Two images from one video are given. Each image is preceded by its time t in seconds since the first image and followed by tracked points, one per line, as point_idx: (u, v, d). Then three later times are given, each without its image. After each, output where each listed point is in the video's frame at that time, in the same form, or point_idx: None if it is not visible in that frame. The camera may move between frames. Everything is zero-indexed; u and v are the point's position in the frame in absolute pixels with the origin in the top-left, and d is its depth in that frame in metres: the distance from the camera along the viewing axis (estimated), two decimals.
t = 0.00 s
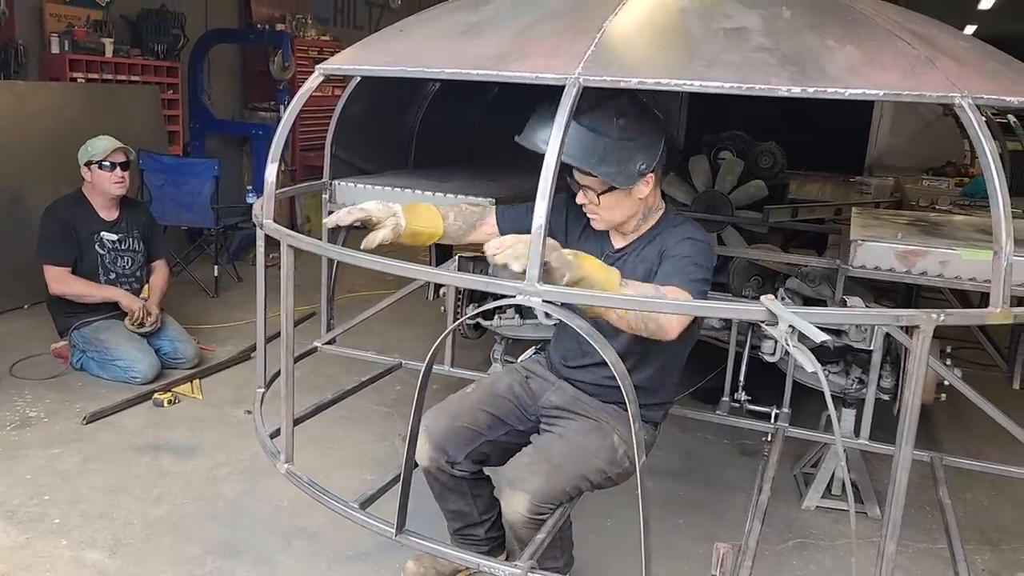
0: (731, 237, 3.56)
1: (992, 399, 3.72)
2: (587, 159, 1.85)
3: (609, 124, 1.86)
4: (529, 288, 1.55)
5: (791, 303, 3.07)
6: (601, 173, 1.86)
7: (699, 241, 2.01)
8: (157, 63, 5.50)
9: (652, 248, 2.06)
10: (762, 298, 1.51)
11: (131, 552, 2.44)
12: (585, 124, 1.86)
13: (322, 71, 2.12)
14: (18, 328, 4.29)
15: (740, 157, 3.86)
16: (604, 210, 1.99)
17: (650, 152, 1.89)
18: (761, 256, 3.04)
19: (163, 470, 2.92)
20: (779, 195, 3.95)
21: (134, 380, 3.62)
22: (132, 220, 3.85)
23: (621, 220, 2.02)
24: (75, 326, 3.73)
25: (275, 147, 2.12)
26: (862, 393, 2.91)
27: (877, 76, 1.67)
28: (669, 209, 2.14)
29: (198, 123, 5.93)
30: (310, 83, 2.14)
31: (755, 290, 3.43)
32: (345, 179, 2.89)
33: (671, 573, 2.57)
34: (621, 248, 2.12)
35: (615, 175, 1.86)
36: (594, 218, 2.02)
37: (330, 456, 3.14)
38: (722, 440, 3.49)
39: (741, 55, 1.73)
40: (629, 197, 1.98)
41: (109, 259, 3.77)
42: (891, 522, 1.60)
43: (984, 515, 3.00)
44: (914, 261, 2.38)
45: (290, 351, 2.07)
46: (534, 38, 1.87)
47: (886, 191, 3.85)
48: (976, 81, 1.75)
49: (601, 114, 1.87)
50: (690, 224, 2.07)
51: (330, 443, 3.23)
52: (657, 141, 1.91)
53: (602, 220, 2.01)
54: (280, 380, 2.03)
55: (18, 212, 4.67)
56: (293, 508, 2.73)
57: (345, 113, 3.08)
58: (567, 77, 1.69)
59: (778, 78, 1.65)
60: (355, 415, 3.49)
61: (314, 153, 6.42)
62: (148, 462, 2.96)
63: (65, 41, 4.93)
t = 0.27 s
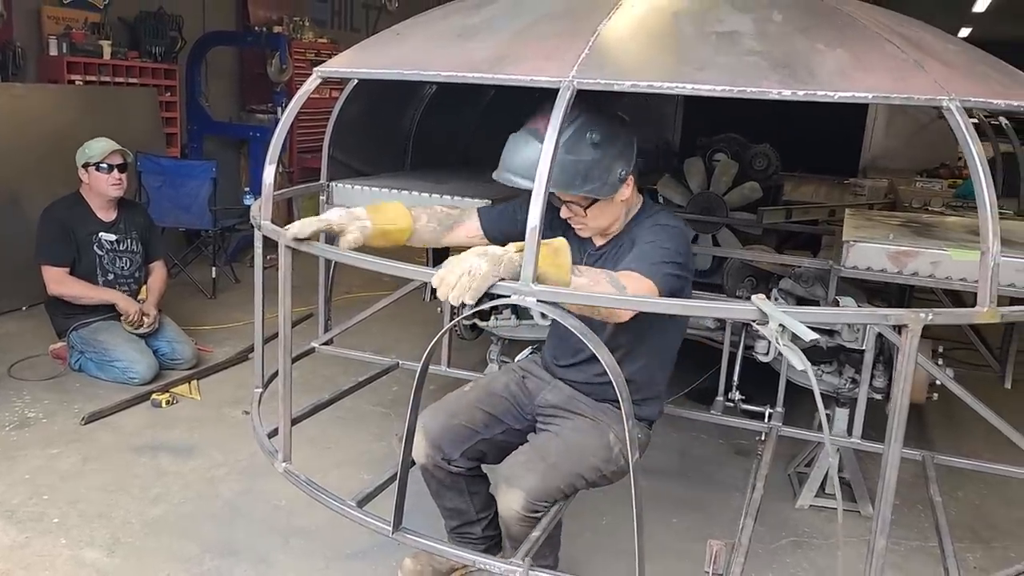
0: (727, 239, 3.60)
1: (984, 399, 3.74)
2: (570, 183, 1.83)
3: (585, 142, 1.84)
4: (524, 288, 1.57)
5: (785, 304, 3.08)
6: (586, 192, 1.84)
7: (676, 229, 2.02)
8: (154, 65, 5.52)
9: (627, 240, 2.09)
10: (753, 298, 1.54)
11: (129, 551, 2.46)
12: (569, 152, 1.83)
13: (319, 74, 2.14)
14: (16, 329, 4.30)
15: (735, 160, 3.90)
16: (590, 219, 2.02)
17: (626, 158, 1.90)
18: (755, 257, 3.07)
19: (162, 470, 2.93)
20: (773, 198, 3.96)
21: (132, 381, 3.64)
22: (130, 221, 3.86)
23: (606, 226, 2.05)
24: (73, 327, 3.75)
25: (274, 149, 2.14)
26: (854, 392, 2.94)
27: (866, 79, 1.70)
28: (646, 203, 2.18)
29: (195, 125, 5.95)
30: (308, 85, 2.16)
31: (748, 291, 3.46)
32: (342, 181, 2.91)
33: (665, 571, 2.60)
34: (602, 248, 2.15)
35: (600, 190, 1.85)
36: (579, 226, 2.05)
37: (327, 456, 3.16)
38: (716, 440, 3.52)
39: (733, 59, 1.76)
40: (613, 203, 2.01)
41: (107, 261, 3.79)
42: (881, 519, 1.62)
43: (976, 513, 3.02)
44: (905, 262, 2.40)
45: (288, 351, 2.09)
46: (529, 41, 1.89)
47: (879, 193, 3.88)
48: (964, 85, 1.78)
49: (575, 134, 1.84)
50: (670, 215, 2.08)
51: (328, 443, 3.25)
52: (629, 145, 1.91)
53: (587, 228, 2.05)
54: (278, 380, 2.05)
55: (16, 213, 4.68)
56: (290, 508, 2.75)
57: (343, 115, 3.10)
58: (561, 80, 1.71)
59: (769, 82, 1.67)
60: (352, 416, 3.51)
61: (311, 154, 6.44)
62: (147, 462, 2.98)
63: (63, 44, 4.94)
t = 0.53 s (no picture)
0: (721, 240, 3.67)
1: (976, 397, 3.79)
2: (564, 208, 1.86)
3: (574, 164, 1.87)
4: (520, 286, 1.62)
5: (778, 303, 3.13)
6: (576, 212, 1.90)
7: (639, 215, 2.10)
8: (153, 67, 5.55)
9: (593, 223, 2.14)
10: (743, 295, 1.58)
11: (132, 547, 2.50)
12: (559, 181, 1.85)
13: (319, 77, 2.18)
14: (17, 330, 4.34)
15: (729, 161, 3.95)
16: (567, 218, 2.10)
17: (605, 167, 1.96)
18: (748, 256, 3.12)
19: (163, 468, 2.97)
20: (767, 199, 3.98)
21: (133, 381, 3.67)
22: (130, 222, 3.89)
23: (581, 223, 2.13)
24: (74, 327, 3.78)
25: (274, 151, 2.18)
26: (846, 389, 3.00)
27: (853, 82, 1.74)
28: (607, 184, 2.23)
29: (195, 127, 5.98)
30: (308, 88, 2.20)
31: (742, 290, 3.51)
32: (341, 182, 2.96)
33: (660, 566, 2.64)
34: (568, 236, 2.20)
35: (586, 206, 1.92)
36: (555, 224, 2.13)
37: (326, 454, 3.20)
38: (711, 438, 3.56)
39: (724, 62, 1.80)
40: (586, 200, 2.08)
41: (108, 261, 3.83)
42: (869, 511, 1.67)
43: (966, 509, 3.07)
44: (895, 261, 2.45)
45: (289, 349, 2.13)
46: (525, 45, 1.93)
47: (872, 194, 3.91)
48: (950, 88, 1.83)
49: (565, 159, 1.86)
50: (633, 196, 2.13)
51: (327, 441, 3.29)
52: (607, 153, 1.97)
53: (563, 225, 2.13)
54: (279, 377, 2.09)
55: (17, 214, 4.72)
56: (290, 504, 2.78)
57: (342, 117, 3.15)
58: (556, 83, 1.76)
59: (758, 85, 1.72)
60: (351, 414, 3.54)
61: (310, 156, 6.47)
62: (148, 460, 3.02)
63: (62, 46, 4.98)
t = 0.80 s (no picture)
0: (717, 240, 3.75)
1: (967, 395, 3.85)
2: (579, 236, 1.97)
3: (591, 195, 1.95)
4: (521, 283, 1.66)
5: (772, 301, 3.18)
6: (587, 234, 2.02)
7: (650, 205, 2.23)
8: (156, 71, 5.61)
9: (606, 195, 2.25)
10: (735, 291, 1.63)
11: (141, 540, 2.55)
12: (576, 215, 1.93)
13: (324, 80, 2.24)
14: (22, 330, 4.39)
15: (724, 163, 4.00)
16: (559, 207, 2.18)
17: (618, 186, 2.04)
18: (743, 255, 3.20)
19: (170, 464, 3.03)
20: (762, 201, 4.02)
21: (138, 379, 3.73)
22: (136, 224, 3.94)
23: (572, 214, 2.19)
24: (80, 327, 3.84)
25: (281, 152, 2.24)
26: (839, 386, 3.06)
27: (843, 86, 1.80)
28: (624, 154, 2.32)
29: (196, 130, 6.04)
30: (313, 91, 2.26)
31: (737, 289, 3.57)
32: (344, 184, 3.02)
33: (656, 558, 2.70)
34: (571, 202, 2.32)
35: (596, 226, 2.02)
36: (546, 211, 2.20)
37: (329, 450, 3.26)
38: (707, 434, 3.62)
39: (718, 66, 1.86)
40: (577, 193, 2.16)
41: (114, 263, 3.88)
42: (857, 500, 1.72)
43: (956, 503, 3.13)
44: (887, 260, 2.50)
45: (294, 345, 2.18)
46: (526, 49, 2.00)
47: (866, 195, 3.97)
48: (936, 91, 1.89)
49: (584, 191, 1.93)
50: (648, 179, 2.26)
51: (330, 438, 3.35)
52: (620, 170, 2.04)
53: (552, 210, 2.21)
54: (285, 373, 2.14)
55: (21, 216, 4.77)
56: (295, 499, 2.84)
57: (345, 120, 3.21)
58: (555, 86, 1.82)
59: (751, 88, 1.78)
60: (353, 412, 3.60)
61: (311, 158, 6.54)
62: (155, 457, 3.07)
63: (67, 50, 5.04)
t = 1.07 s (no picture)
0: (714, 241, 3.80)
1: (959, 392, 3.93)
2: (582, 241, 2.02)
3: (602, 205, 1.98)
4: (524, 280, 1.73)
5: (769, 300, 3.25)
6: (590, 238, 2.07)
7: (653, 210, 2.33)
8: (161, 76, 5.68)
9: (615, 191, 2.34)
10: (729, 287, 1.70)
11: (154, 532, 2.63)
12: (586, 224, 1.97)
13: (332, 86, 2.31)
14: (31, 331, 4.46)
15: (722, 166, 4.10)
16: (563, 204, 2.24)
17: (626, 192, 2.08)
18: (740, 255, 3.28)
19: (180, 460, 3.10)
20: (757, 202, 4.17)
21: (147, 379, 3.80)
22: (145, 228, 4.02)
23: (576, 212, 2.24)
24: (90, 328, 3.91)
25: (290, 156, 2.32)
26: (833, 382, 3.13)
27: (832, 91, 1.88)
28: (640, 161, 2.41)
29: (201, 134, 6.12)
30: (322, 95, 2.33)
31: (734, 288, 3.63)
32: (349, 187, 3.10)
33: (655, 550, 2.77)
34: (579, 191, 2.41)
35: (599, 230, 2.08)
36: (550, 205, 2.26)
37: (335, 447, 3.33)
38: (705, 431, 3.69)
39: (713, 72, 1.94)
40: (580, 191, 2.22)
41: (123, 265, 3.95)
42: (848, 488, 1.80)
43: (948, 497, 3.21)
44: (878, 259, 2.58)
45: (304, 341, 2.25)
46: (529, 56, 2.07)
47: (860, 197, 4.05)
48: (922, 95, 1.97)
49: (597, 203, 1.96)
50: (655, 186, 2.36)
51: (336, 435, 3.43)
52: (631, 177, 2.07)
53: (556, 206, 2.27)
54: (295, 369, 2.21)
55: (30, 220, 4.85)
56: (302, 493, 2.92)
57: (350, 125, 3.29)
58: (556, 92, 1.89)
59: (744, 93, 1.86)
60: (358, 410, 3.68)
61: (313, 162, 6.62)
62: (166, 453, 3.15)
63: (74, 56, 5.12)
